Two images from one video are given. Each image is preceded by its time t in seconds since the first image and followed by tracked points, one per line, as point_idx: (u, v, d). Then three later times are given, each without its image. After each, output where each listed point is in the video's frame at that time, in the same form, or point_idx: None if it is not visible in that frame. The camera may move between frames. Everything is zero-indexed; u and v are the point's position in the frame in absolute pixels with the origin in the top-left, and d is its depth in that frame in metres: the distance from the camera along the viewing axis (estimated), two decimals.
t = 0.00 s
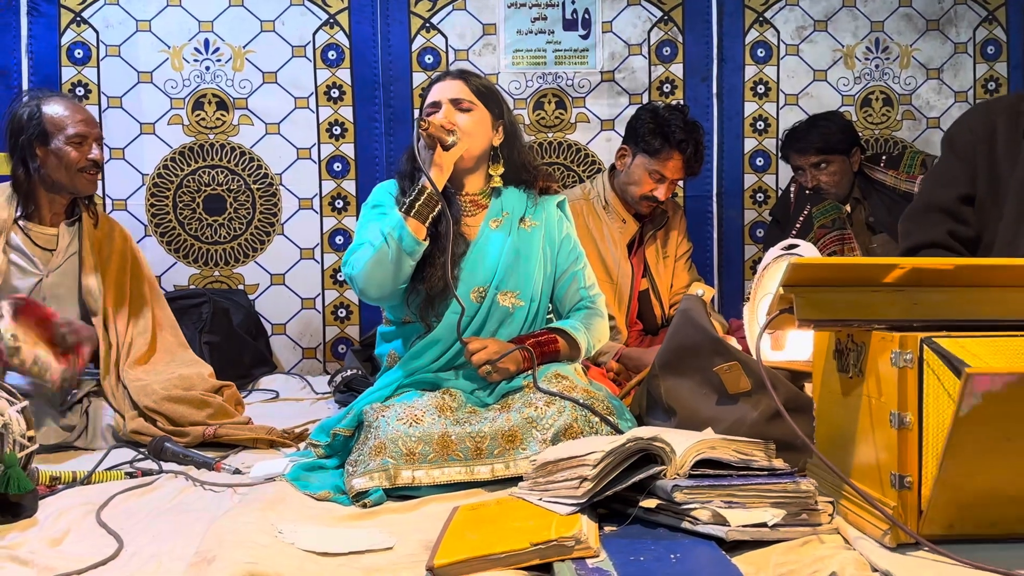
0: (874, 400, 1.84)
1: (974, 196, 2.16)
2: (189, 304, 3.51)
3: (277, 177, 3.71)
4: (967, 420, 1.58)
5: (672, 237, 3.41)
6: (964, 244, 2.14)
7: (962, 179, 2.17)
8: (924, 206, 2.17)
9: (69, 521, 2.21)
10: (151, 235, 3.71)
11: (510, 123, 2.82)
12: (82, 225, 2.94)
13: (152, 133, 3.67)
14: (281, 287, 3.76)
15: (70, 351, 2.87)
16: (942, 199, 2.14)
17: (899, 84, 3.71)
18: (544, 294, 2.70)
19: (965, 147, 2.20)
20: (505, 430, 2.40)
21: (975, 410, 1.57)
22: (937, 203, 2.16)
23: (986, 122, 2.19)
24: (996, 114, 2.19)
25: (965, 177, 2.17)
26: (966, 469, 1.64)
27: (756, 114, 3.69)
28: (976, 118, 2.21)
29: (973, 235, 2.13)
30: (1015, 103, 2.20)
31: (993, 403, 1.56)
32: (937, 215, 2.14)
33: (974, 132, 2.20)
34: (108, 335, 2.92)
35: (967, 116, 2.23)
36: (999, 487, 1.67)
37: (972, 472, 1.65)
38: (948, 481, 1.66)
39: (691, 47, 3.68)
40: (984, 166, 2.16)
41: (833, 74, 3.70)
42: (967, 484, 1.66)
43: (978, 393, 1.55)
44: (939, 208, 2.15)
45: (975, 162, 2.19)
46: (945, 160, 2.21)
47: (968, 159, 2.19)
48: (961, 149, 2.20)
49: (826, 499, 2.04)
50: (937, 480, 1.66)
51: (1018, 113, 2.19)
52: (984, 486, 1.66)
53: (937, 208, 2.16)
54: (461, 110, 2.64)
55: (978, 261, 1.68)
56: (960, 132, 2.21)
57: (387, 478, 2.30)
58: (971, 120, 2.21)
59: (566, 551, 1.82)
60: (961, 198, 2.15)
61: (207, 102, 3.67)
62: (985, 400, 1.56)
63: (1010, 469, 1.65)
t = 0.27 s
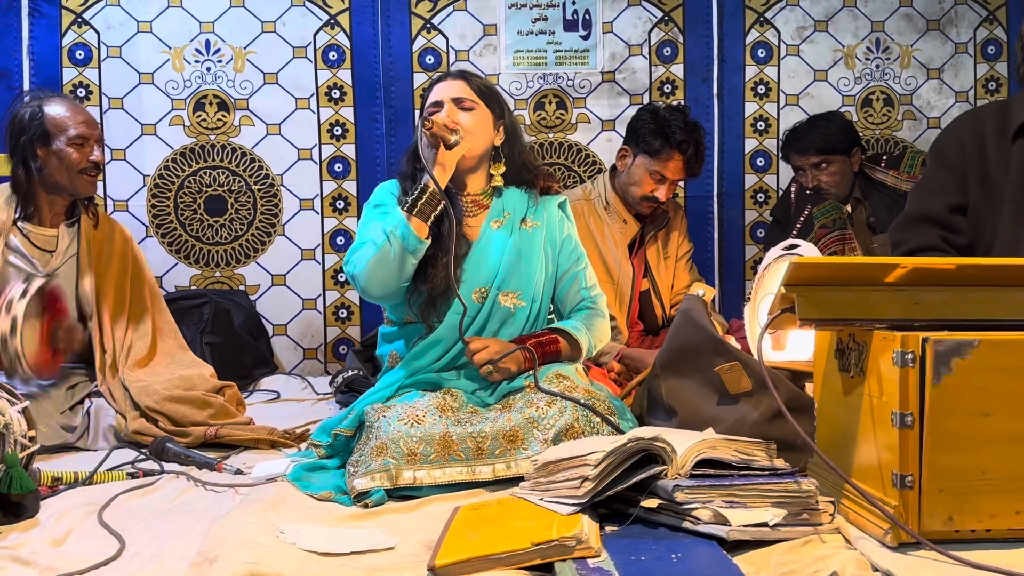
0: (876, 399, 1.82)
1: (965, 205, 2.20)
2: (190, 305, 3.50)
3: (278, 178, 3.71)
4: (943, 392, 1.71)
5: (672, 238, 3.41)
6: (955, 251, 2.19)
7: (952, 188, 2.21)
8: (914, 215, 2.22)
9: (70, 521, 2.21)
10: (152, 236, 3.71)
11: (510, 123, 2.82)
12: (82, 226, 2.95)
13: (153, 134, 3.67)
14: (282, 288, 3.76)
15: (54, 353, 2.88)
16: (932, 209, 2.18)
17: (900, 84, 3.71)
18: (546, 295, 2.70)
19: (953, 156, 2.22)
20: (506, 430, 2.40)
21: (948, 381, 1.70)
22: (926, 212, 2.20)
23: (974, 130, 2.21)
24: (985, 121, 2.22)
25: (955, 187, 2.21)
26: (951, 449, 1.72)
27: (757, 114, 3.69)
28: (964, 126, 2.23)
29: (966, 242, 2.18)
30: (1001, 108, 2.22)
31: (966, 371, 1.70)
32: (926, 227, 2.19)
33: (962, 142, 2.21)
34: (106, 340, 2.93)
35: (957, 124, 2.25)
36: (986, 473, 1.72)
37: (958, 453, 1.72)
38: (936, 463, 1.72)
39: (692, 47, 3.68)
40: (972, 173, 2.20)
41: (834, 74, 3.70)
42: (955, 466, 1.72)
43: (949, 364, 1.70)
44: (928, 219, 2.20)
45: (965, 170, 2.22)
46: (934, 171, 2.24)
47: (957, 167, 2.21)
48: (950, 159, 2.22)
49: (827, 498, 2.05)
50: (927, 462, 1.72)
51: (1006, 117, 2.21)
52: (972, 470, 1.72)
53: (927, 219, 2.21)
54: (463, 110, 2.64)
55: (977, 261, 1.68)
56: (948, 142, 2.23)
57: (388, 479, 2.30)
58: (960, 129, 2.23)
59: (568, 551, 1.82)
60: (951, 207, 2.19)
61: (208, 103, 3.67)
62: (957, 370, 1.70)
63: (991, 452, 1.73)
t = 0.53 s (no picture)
0: (882, 406, 1.82)
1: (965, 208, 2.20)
2: (191, 307, 3.50)
3: (279, 180, 3.71)
4: (964, 419, 1.61)
5: (673, 239, 3.41)
6: (954, 251, 2.20)
7: (954, 189, 2.21)
8: (915, 213, 2.22)
9: (71, 523, 2.21)
10: (152, 238, 3.72)
11: (508, 122, 2.82)
12: (81, 228, 2.95)
13: (153, 135, 3.67)
14: (283, 289, 3.76)
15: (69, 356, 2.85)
16: (933, 209, 2.19)
17: (900, 85, 3.71)
18: (546, 296, 2.70)
19: (958, 155, 2.22)
20: (507, 432, 2.41)
21: (971, 409, 1.60)
22: (928, 211, 2.21)
23: (980, 129, 2.21)
24: (992, 121, 2.22)
25: (957, 189, 2.21)
26: (965, 470, 1.66)
27: (758, 115, 3.69)
28: (971, 124, 2.24)
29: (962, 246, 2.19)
30: (1010, 109, 2.23)
31: (990, 402, 1.59)
32: (922, 227, 2.20)
33: (968, 141, 2.22)
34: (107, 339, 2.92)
35: (964, 122, 2.25)
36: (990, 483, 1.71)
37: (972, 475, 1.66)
38: (947, 482, 1.67)
39: (693, 48, 3.68)
40: (976, 173, 2.20)
41: (834, 75, 3.70)
42: (966, 485, 1.67)
43: (975, 391, 1.58)
44: (926, 219, 2.21)
45: (969, 170, 2.22)
46: (937, 169, 2.24)
47: (961, 166, 2.22)
48: (954, 159, 2.23)
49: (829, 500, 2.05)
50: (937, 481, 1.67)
51: (1014, 120, 2.21)
52: (984, 489, 1.67)
53: (923, 220, 2.21)
54: (462, 108, 2.64)
55: (983, 268, 1.67)
56: (954, 141, 2.23)
57: (389, 480, 2.30)
58: (966, 127, 2.23)
59: (569, 552, 1.82)
60: (951, 210, 2.20)
61: (208, 105, 3.67)
62: (981, 399, 1.59)
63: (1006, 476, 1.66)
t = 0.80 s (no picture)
0: (882, 407, 1.83)
1: (973, 208, 2.20)
2: (190, 308, 3.50)
3: (279, 181, 3.71)
4: (977, 444, 1.55)
5: (672, 240, 3.41)
6: (964, 254, 2.20)
7: (960, 192, 2.22)
8: (922, 217, 2.23)
9: (71, 524, 2.21)
10: (152, 239, 3.72)
11: (506, 124, 2.82)
12: (81, 229, 2.95)
13: (154, 137, 3.68)
14: (283, 291, 3.76)
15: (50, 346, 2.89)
16: (940, 212, 2.20)
17: (901, 85, 3.71)
18: (546, 297, 2.70)
19: (962, 157, 2.23)
20: (507, 433, 2.41)
21: (984, 436, 1.53)
22: (935, 214, 2.21)
23: (982, 130, 2.21)
24: (993, 121, 2.22)
25: (963, 191, 2.22)
26: (973, 486, 1.61)
27: (758, 116, 3.69)
28: (972, 126, 2.24)
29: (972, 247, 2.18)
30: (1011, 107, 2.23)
31: (1004, 429, 1.52)
32: (933, 231, 2.20)
33: (971, 142, 2.22)
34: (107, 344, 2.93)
35: (965, 125, 2.26)
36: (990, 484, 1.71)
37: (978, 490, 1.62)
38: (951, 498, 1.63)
39: (693, 49, 3.68)
40: (980, 173, 2.20)
41: (834, 76, 3.70)
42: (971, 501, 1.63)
43: (990, 417, 1.51)
44: (935, 222, 2.21)
45: (973, 171, 2.22)
46: (943, 173, 2.25)
47: (965, 168, 2.22)
48: (958, 161, 2.23)
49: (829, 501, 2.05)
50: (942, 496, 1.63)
51: (1015, 119, 2.21)
52: (989, 502, 1.64)
53: (934, 223, 2.22)
54: (461, 110, 2.64)
55: (979, 268, 1.69)
56: (956, 143, 2.24)
57: (389, 481, 2.30)
58: (967, 129, 2.24)
59: (568, 553, 1.81)
60: (958, 211, 2.20)
61: (208, 107, 3.68)
62: (996, 426, 1.52)
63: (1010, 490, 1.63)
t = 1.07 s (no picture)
0: (888, 407, 1.76)
1: (986, 212, 2.09)
2: (177, 310, 3.40)
3: (270, 179, 3.61)
4: (980, 423, 1.52)
5: (678, 240, 3.29)
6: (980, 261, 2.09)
7: (971, 196, 2.11)
8: (933, 225, 2.13)
9: (54, 535, 2.11)
10: (139, 239, 3.61)
11: (505, 118, 2.73)
12: (64, 229, 2.85)
13: (139, 133, 3.57)
14: (274, 292, 3.66)
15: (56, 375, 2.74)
16: (950, 220, 2.09)
17: (915, 79, 3.60)
18: (546, 299, 2.59)
19: (968, 161, 2.12)
20: (505, 440, 2.30)
21: (986, 412, 1.52)
22: (947, 221, 2.11)
23: (986, 133, 2.11)
24: (997, 122, 2.11)
25: (974, 195, 2.11)
26: (980, 474, 1.57)
27: (766, 111, 3.59)
28: (977, 128, 2.13)
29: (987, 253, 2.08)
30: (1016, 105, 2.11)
31: (1008, 404, 1.50)
32: (946, 239, 2.11)
33: (977, 144, 2.12)
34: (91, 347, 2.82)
35: (968, 128, 2.15)
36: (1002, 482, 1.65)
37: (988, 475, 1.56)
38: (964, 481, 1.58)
39: (699, 41, 3.57)
40: (989, 177, 2.09)
41: (847, 69, 3.59)
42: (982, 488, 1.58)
43: (991, 395, 1.50)
44: (947, 230, 2.11)
45: (981, 175, 2.12)
46: (951, 178, 2.15)
47: (973, 173, 2.12)
48: (965, 165, 2.13)
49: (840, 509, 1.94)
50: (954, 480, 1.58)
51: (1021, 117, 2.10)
52: (1004, 491, 1.58)
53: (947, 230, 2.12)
54: (461, 108, 2.53)
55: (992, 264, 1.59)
56: (961, 147, 2.14)
57: (384, 490, 2.20)
58: (972, 132, 2.13)
59: (570, 565, 1.72)
60: (970, 217, 2.09)
61: (196, 101, 3.57)
62: (999, 402, 1.50)
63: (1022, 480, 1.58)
